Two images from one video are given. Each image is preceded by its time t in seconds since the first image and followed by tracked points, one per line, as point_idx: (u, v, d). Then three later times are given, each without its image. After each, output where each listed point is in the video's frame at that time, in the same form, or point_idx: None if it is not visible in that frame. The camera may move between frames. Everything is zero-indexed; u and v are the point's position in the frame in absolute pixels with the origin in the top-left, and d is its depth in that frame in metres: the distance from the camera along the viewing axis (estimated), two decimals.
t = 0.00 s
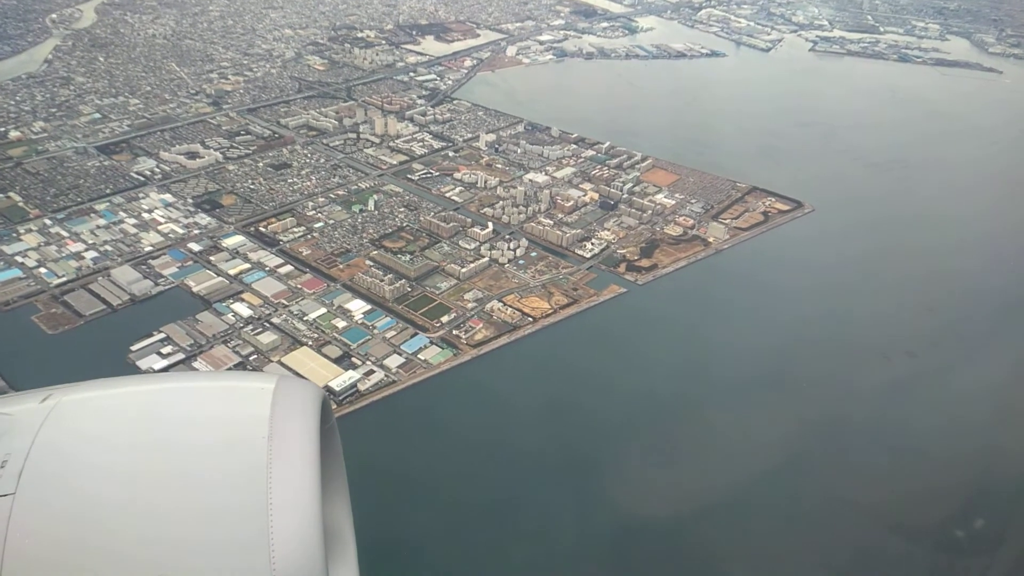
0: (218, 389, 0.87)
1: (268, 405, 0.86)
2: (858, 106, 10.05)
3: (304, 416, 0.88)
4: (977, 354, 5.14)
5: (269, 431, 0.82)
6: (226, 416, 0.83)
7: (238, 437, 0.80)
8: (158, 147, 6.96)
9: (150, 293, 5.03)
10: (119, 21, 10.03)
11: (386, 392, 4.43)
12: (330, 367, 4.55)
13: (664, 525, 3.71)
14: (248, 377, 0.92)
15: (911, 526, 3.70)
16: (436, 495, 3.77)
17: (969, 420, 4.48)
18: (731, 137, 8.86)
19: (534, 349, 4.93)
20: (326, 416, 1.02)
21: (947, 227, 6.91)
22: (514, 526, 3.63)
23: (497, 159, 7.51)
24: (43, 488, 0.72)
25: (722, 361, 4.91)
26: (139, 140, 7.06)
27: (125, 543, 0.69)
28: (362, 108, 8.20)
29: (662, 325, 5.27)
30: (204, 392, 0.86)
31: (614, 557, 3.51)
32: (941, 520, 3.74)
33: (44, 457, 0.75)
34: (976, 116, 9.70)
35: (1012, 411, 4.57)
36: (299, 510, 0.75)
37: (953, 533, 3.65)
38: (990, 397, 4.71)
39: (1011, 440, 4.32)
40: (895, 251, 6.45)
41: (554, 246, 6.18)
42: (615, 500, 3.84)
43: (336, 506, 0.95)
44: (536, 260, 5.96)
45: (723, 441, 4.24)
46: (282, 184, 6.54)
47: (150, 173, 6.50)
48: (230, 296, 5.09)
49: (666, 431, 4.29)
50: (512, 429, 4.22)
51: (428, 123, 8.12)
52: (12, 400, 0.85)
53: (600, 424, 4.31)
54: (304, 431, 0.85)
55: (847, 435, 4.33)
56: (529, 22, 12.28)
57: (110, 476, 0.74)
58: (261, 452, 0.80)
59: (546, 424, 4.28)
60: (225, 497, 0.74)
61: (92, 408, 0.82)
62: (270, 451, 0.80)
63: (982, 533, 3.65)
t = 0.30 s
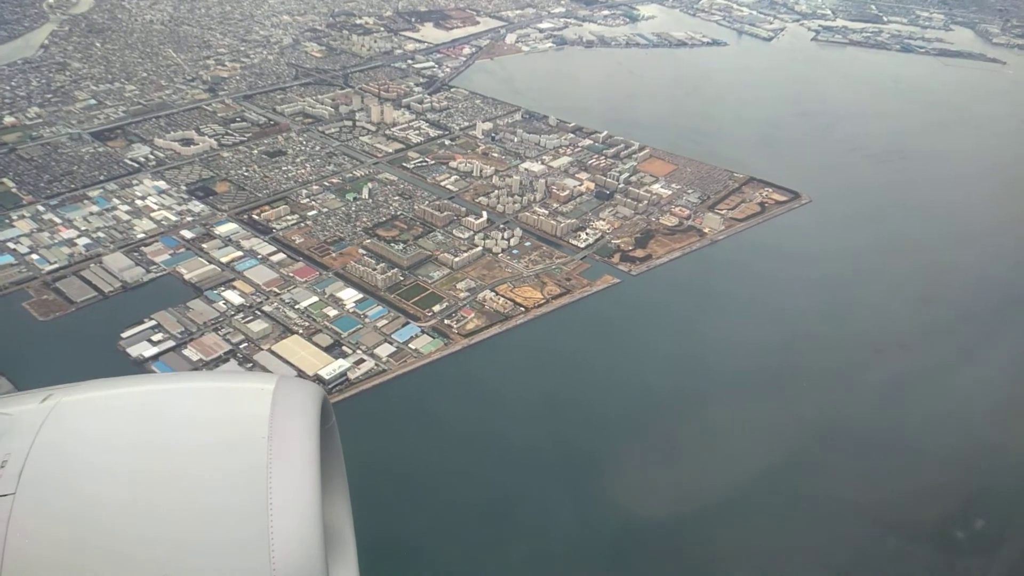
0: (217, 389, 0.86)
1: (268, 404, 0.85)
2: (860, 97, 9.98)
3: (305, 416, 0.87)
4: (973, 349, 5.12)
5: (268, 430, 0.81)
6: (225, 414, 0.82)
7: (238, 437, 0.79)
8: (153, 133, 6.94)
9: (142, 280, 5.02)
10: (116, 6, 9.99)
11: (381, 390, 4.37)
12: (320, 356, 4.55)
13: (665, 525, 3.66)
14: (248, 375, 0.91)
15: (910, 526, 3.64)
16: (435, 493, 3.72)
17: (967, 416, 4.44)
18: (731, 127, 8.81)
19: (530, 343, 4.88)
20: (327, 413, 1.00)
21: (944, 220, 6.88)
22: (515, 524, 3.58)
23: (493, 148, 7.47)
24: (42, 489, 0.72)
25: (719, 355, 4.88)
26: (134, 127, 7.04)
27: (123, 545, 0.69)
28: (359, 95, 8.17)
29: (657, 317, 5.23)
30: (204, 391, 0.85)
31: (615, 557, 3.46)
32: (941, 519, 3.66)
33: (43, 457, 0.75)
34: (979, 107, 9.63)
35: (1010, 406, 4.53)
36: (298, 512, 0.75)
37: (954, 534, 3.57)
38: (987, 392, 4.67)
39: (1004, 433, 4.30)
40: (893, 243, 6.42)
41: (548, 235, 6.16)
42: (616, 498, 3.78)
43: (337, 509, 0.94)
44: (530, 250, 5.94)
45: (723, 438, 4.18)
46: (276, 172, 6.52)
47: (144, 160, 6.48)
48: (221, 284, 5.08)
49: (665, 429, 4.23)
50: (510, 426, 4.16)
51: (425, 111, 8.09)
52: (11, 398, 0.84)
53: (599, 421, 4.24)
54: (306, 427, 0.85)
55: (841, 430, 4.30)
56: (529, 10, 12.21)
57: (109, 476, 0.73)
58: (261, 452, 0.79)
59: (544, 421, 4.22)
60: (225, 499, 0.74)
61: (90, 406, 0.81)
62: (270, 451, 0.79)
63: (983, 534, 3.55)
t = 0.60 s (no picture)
0: (219, 393, 0.92)
1: (269, 407, 0.91)
2: (861, 88, 9.91)
3: (304, 419, 0.93)
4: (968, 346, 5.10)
5: (269, 431, 0.88)
6: (222, 416, 0.88)
7: (239, 438, 0.85)
8: (148, 120, 6.93)
9: (134, 268, 5.02)
10: None
11: (377, 386, 4.32)
12: (311, 344, 4.54)
13: (665, 524, 3.61)
14: (249, 380, 0.97)
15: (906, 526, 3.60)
16: (434, 492, 3.66)
17: (962, 414, 4.42)
18: (730, 118, 8.76)
19: (526, 337, 4.84)
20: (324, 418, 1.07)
21: (942, 214, 6.85)
22: (513, 523, 3.53)
23: (490, 137, 7.44)
24: (41, 487, 0.77)
25: (714, 347, 4.86)
26: (130, 113, 7.02)
27: (123, 540, 0.74)
28: (356, 83, 8.13)
29: (656, 312, 5.18)
30: (208, 395, 0.91)
31: (613, 557, 3.41)
32: (939, 521, 3.63)
33: (43, 457, 0.80)
34: (982, 100, 9.55)
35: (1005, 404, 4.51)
36: (296, 509, 0.80)
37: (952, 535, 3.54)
38: (982, 390, 4.65)
39: (995, 430, 4.29)
40: (891, 237, 6.38)
41: (543, 225, 6.15)
42: (614, 497, 3.73)
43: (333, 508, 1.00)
44: (524, 240, 5.92)
45: (720, 436, 4.15)
46: (270, 159, 6.51)
47: (139, 147, 6.47)
48: (213, 272, 5.08)
49: (663, 426, 4.18)
50: (507, 425, 4.10)
51: (422, 99, 8.05)
52: (14, 401, 0.90)
53: (597, 419, 4.18)
54: (304, 431, 0.91)
55: (832, 425, 4.30)
56: None
57: (108, 475, 0.78)
58: (261, 452, 0.85)
59: (542, 419, 4.16)
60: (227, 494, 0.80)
61: (89, 408, 0.87)
62: (270, 454, 0.85)
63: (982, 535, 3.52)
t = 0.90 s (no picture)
0: (212, 394, 0.80)
1: (267, 409, 0.79)
2: (863, 79, 9.78)
3: (304, 423, 0.81)
4: (968, 344, 5.03)
5: (266, 437, 0.76)
6: (231, 417, 0.77)
7: (236, 445, 0.74)
8: (139, 109, 6.85)
9: (122, 259, 4.96)
10: None
11: (370, 382, 4.23)
12: (298, 337, 4.48)
13: (665, 530, 3.53)
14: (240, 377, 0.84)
15: (909, 532, 3.55)
16: (431, 494, 3.57)
17: (962, 416, 4.36)
18: (730, 109, 8.65)
19: (522, 332, 4.74)
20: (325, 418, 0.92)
21: (943, 209, 6.76)
22: (512, 527, 3.44)
23: (485, 128, 7.35)
24: (42, 501, 0.67)
25: (712, 342, 4.77)
26: (121, 102, 6.95)
27: (132, 566, 0.64)
28: (351, 72, 8.05)
29: (654, 307, 5.08)
30: (200, 397, 0.79)
31: (612, 563, 3.33)
32: (941, 528, 3.59)
33: (43, 465, 0.69)
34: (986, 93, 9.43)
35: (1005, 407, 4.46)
36: (299, 532, 0.69)
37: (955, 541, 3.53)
38: (982, 391, 4.60)
39: (991, 432, 4.24)
40: (892, 231, 6.30)
41: (537, 217, 6.07)
42: (613, 499, 3.65)
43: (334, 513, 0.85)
44: (517, 232, 5.85)
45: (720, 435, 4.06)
46: (262, 149, 6.44)
47: (130, 136, 6.40)
48: (200, 263, 5.01)
49: (659, 425, 4.10)
50: (505, 424, 4.01)
51: (417, 89, 7.96)
52: None
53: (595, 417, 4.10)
54: (304, 436, 0.79)
55: (829, 424, 4.23)
56: None
57: (115, 488, 0.69)
58: (260, 462, 0.73)
59: (540, 419, 4.06)
60: (224, 515, 0.69)
61: (93, 410, 0.76)
62: (267, 459, 0.74)
63: (987, 544, 3.52)
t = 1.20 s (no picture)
0: (219, 398, 0.84)
1: (271, 412, 0.83)
2: (863, 72, 9.79)
3: (306, 424, 0.84)
4: (961, 339, 5.07)
5: (269, 436, 0.80)
6: (232, 418, 0.81)
7: (240, 445, 0.77)
8: (140, 98, 6.91)
9: (120, 247, 5.04)
10: None
11: (367, 379, 4.25)
12: (293, 325, 4.55)
13: (664, 532, 3.55)
14: (247, 382, 0.89)
15: (905, 530, 3.58)
16: (431, 488, 3.62)
17: (955, 411, 4.40)
18: (728, 101, 8.67)
19: (519, 327, 4.77)
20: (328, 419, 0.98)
21: (938, 202, 6.79)
22: (514, 528, 3.46)
23: (483, 119, 7.40)
24: (46, 497, 0.70)
25: (704, 334, 4.82)
26: (121, 91, 7.00)
27: (143, 557, 0.67)
28: (350, 62, 8.09)
29: (650, 301, 5.13)
30: (208, 401, 0.83)
31: (612, 563, 3.36)
32: (938, 525, 3.62)
33: (46, 464, 0.72)
34: (986, 86, 9.43)
35: (997, 401, 4.49)
36: (300, 527, 0.73)
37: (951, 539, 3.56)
38: (974, 386, 4.64)
39: (981, 428, 4.27)
40: (887, 224, 6.32)
41: (532, 208, 6.12)
42: (610, 495, 3.70)
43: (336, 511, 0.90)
44: (512, 223, 5.90)
45: (711, 430, 4.10)
46: (261, 139, 6.49)
47: (130, 125, 6.46)
48: (198, 252, 5.08)
49: (649, 417, 4.16)
50: (505, 424, 4.02)
51: (417, 79, 8.00)
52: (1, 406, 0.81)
53: (589, 411, 4.16)
54: (306, 435, 0.82)
55: (820, 417, 4.28)
56: None
57: (126, 485, 0.72)
58: (264, 460, 0.77)
59: (537, 417, 4.09)
60: (230, 509, 0.72)
61: (94, 411, 0.79)
62: (271, 458, 0.77)
63: (982, 541, 3.55)
